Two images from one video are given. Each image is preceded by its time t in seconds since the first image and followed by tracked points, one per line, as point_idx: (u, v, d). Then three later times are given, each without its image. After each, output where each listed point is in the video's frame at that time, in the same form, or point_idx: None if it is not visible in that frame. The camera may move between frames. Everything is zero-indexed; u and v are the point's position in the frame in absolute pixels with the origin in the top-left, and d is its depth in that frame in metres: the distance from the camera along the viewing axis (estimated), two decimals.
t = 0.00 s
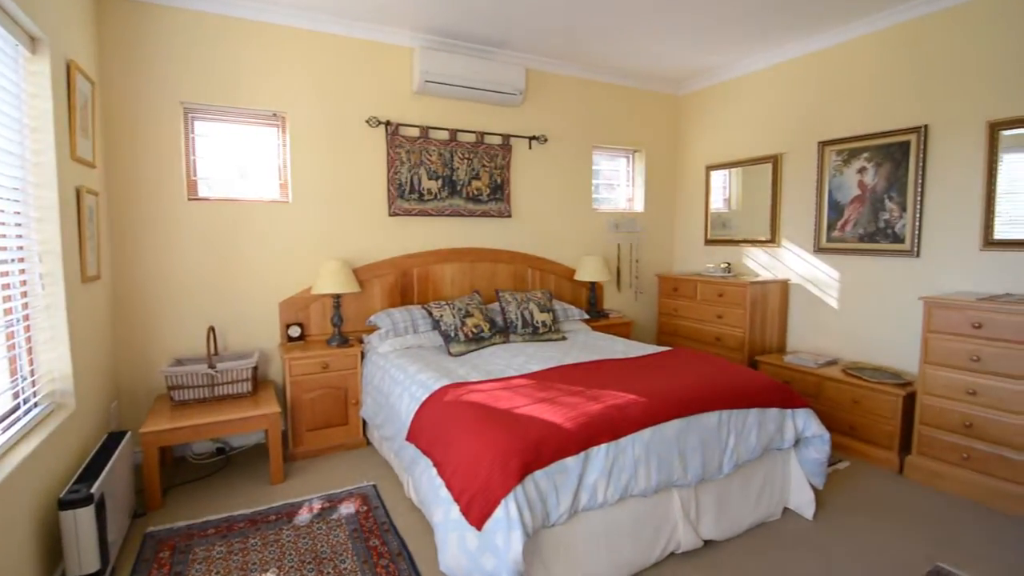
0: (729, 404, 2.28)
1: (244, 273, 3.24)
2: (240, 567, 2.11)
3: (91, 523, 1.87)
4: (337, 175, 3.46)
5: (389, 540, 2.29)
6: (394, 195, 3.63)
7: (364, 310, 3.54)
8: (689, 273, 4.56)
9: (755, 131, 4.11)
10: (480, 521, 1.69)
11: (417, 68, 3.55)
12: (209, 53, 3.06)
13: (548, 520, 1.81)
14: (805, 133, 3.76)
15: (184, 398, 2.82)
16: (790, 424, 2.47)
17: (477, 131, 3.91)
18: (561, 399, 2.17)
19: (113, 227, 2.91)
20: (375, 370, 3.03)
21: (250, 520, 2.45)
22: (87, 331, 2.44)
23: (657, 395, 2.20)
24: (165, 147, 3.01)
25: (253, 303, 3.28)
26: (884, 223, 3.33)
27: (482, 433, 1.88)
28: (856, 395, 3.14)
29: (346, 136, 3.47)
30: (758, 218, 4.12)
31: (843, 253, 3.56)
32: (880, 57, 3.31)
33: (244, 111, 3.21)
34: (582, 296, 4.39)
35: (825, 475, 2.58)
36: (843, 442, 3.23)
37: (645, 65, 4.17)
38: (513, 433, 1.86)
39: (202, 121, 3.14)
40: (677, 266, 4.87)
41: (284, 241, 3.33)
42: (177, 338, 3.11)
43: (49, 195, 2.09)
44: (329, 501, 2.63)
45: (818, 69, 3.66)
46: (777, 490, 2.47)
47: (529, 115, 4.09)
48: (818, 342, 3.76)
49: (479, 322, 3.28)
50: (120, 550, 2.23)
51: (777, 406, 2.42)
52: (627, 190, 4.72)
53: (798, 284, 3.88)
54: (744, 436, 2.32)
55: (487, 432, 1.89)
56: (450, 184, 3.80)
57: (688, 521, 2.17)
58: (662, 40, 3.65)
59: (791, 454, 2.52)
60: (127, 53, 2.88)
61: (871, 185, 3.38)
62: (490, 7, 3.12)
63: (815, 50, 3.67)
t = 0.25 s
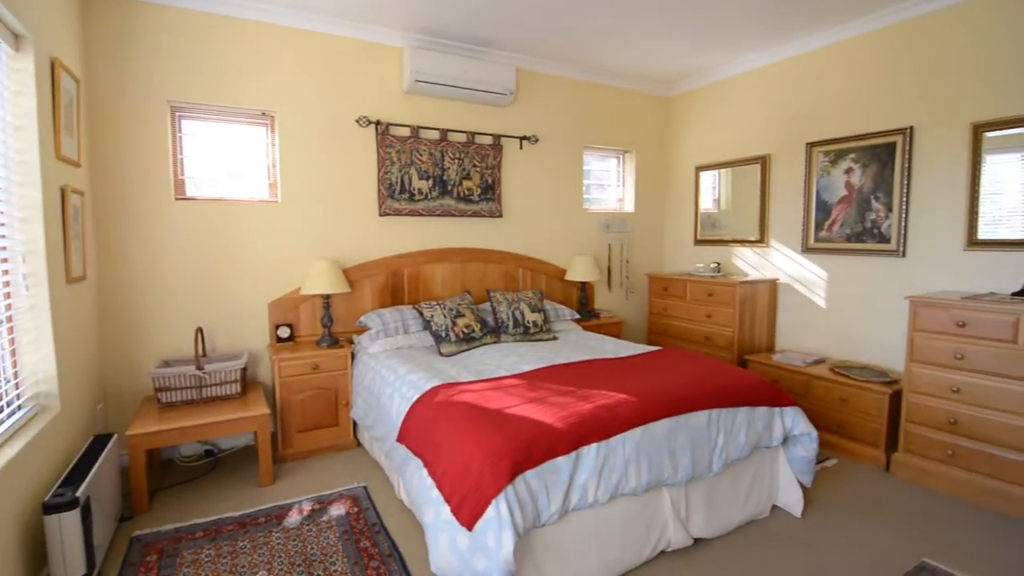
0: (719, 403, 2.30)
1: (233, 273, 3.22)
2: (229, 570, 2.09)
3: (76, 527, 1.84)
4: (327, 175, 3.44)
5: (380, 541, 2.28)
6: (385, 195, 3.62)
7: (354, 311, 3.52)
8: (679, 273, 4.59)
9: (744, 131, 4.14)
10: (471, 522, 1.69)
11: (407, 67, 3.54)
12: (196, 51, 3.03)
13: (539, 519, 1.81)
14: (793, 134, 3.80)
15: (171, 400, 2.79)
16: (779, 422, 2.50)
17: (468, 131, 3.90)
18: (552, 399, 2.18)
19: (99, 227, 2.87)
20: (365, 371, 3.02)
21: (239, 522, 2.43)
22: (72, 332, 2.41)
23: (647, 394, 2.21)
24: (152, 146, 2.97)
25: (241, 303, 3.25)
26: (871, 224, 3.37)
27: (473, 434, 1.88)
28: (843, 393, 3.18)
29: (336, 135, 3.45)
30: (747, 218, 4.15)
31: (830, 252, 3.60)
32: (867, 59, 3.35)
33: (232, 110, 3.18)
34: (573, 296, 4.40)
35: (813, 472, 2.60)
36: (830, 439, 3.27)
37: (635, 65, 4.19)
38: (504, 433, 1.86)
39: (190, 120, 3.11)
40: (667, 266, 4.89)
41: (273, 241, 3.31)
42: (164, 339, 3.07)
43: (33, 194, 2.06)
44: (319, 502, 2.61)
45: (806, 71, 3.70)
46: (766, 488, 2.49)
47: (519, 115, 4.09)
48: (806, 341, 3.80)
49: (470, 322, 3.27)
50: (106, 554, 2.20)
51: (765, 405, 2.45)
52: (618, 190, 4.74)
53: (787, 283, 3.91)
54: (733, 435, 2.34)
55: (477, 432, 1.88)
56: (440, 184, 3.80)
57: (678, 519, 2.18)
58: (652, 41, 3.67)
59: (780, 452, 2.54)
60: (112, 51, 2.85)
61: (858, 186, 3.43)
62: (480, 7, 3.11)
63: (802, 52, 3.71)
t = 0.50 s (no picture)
0: (708, 402, 2.32)
1: (221, 274, 3.18)
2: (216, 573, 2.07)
3: (60, 532, 1.81)
4: (316, 174, 3.42)
5: (370, 543, 2.27)
6: (375, 195, 3.60)
7: (344, 311, 3.50)
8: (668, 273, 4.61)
9: (733, 132, 4.18)
10: (462, 522, 1.69)
11: (397, 66, 3.53)
12: (183, 49, 3.00)
13: (530, 519, 1.81)
14: (781, 135, 3.84)
15: (158, 402, 2.75)
16: (767, 420, 2.52)
17: (458, 131, 3.89)
18: (542, 399, 2.18)
19: (83, 227, 2.83)
20: (355, 371, 3.00)
21: (228, 525, 2.40)
22: (56, 334, 2.37)
23: (637, 394, 2.22)
24: (137, 146, 2.94)
25: (229, 304, 3.22)
26: (857, 224, 3.41)
27: (463, 434, 1.88)
28: (830, 392, 3.21)
29: (325, 135, 3.43)
30: (735, 218, 4.19)
31: (817, 252, 3.64)
32: (853, 61, 3.39)
33: (220, 108, 3.15)
34: (564, 296, 4.40)
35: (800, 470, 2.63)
36: (818, 437, 3.30)
37: (624, 66, 4.21)
38: (494, 433, 1.86)
39: (176, 119, 3.07)
40: (657, 266, 4.92)
41: (261, 241, 3.28)
42: (150, 341, 3.04)
43: (16, 194, 2.02)
44: (308, 504, 2.59)
45: (793, 73, 3.73)
46: (755, 486, 2.51)
47: (510, 115, 4.09)
48: (794, 340, 3.83)
49: (461, 322, 3.27)
50: (91, 559, 2.17)
51: (753, 404, 2.47)
52: (608, 190, 4.75)
53: (775, 283, 3.95)
54: (722, 434, 2.36)
55: (468, 432, 1.88)
56: (430, 184, 3.78)
57: (668, 518, 2.19)
58: (642, 42, 3.68)
59: (768, 451, 2.56)
60: (96, 48, 2.81)
61: (844, 187, 3.47)
62: (470, 7, 3.11)
63: (790, 54, 3.75)
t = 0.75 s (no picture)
0: (696, 401, 2.33)
1: (208, 274, 3.15)
2: None
3: (43, 536, 1.78)
4: (305, 174, 3.40)
5: (360, 545, 2.26)
6: (364, 194, 3.58)
7: (333, 312, 3.48)
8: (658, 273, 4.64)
9: (721, 133, 4.21)
10: (452, 523, 1.69)
11: (386, 66, 3.51)
12: (169, 47, 2.96)
13: (520, 519, 1.81)
14: (768, 136, 3.87)
15: (143, 404, 2.72)
16: (755, 418, 2.54)
17: (448, 131, 3.88)
18: (532, 399, 2.18)
19: (66, 227, 2.79)
20: (344, 372, 2.99)
21: (215, 528, 2.38)
22: (38, 335, 2.34)
23: (626, 393, 2.23)
24: (122, 144, 2.90)
25: (217, 305, 3.19)
26: (843, 224, 3.45)
27: (453, 435, 1.87)
28: (817, 390, 3.25)
29: (314, 134, 3.41)
30: (724, 218, 4.22)
31: (804, 252, 3.68)
32: (838, 63, 3.43)
33: (206, 107, 3.12)
34: (554, 296, 4.41)
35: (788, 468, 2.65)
36: (805, 435, 3.34)
37: (614, 67, 4.22)
38: (484, 433, 1.86)
39: (162, 117, 3.04)
40: (647, 266, 4.94)
41: (249, 241, 3.25)
42: (135, 342, 3.00)
43: None
44: (297, 506, 2.57)
45: (781, 74, 3.77)
46: (743, 483, 2.53)
47: (500, 115, 4.09)
48: (782, 339, 3.87)
49: (451, 323, 3.26)
50: (75, 564, 2.14)
51: (742, 402, 2.49)
52: (598, 190, 4.77)
53: (762, 282, 3.98)
54: (711, 432, 2.37)
55: (458, 433, 1.88)
56: (420, 183, 3.77)
57: (658, 516, 2.20)
58: (631, 43, 3.70)
59: (756, 449, 2.58)
60: (80, 46, 2.76)
61: (830, 187, 3.51)
62: (460, 7, 3.11)
63: (777, 56, 3.79)
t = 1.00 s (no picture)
0: (686, 400, 2.35)
1: (195, 274, 3.12)
2: None
3: (27, 541, 1.75)
4: (294, 173, 3.37)
5: (350, 546, 2.25)
6: (354, 194, 3.57)
7: (322, 312, 3.46)
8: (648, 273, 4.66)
9: (710, 133, 4.24)
10: (442, 524, 1.68)
11: (376, 65, 3.49)
12: (155, 45, 2.93)
13: (510, 519, 1.81)
14: (757, 137, 3.91)
15: (129, 406, 2.68)
16: (744, 417, 2.56)
17: (439, 130, 3.87)
18: (523, 398, 2.18)
19: (50, 227, 2.75)
20: (334, 373, 2.97)
21: (203, 531, 2.35)
22: (21, 337, 2.30)
23: (617, 393, 2.24)
24: (107, 143, 2.86)
25: (204, 305, 3.15)
26: (830, 224, 3.49)
27: (444, 435, 1.87)
28: (805, 388, 3.28)
29: (303, 133, 3.39)
30: (713, 218, 4.25)
31: (792, 252, 3.72)
32: (825, 65, 3.47)
33: (193, 106, 3.09)
34: (545, 296, 4.42)
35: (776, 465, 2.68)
36: (794, 433, 3.37)
37: (604, 67, 4.24)
38: (474, 433, 1.85)
39: (148, 116, 3.00)
40: (637, 266, 4.96)
41: (237, 241, 3.22)
42: (121, 343, 2.96)
43: None
44: (286, 508, 2.56)
45: (769, 76, 3.81)
46: (732, 482, 2.55)
47: (490, 115, 4.09)
48: (770, 338, 3.91)
49: (441, 323, 3.25)
50: (59, 569, 2.11)
51: (730, 401, 2.50)
52: (588, 190, 4.78)
53: (751, 282, 4.02)
54: (700, 431, 2.39)
55: (448, 433, 1.87)
56: (410, 183, 3.76)
57: (648, 515, 2.21)
58: (621, 44, 3.72)
59: (745, 447, 2.60)
60: (63, 43, 2.72)
61: (817, 188, 3.55)
62: (450, 6, 3.10)
63: (765, 58, 3.82)
